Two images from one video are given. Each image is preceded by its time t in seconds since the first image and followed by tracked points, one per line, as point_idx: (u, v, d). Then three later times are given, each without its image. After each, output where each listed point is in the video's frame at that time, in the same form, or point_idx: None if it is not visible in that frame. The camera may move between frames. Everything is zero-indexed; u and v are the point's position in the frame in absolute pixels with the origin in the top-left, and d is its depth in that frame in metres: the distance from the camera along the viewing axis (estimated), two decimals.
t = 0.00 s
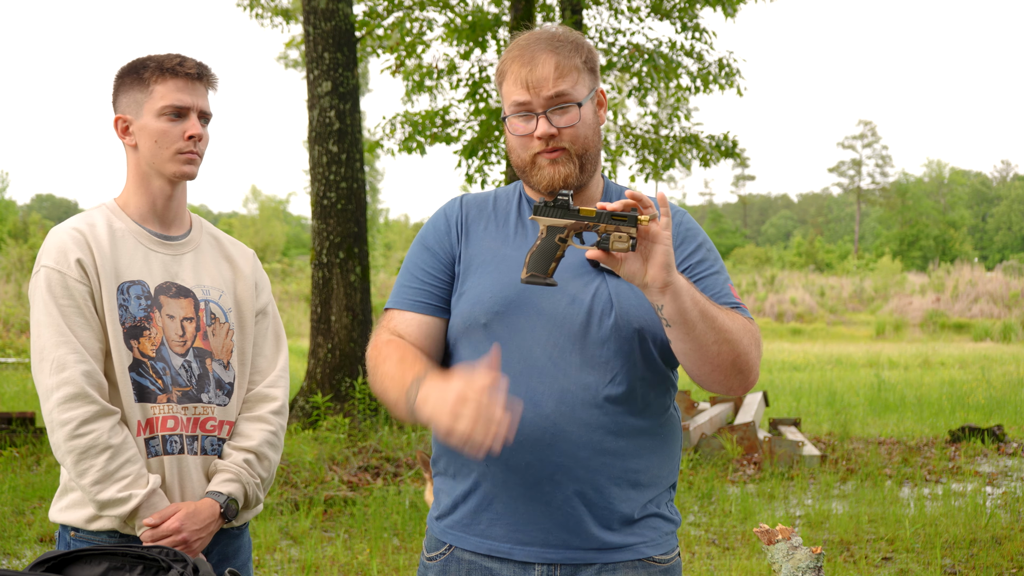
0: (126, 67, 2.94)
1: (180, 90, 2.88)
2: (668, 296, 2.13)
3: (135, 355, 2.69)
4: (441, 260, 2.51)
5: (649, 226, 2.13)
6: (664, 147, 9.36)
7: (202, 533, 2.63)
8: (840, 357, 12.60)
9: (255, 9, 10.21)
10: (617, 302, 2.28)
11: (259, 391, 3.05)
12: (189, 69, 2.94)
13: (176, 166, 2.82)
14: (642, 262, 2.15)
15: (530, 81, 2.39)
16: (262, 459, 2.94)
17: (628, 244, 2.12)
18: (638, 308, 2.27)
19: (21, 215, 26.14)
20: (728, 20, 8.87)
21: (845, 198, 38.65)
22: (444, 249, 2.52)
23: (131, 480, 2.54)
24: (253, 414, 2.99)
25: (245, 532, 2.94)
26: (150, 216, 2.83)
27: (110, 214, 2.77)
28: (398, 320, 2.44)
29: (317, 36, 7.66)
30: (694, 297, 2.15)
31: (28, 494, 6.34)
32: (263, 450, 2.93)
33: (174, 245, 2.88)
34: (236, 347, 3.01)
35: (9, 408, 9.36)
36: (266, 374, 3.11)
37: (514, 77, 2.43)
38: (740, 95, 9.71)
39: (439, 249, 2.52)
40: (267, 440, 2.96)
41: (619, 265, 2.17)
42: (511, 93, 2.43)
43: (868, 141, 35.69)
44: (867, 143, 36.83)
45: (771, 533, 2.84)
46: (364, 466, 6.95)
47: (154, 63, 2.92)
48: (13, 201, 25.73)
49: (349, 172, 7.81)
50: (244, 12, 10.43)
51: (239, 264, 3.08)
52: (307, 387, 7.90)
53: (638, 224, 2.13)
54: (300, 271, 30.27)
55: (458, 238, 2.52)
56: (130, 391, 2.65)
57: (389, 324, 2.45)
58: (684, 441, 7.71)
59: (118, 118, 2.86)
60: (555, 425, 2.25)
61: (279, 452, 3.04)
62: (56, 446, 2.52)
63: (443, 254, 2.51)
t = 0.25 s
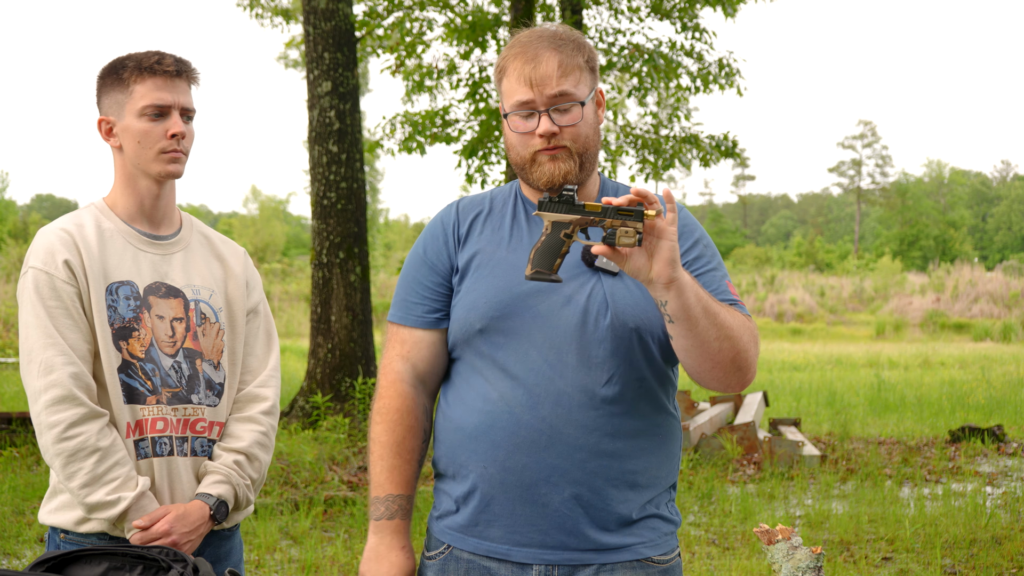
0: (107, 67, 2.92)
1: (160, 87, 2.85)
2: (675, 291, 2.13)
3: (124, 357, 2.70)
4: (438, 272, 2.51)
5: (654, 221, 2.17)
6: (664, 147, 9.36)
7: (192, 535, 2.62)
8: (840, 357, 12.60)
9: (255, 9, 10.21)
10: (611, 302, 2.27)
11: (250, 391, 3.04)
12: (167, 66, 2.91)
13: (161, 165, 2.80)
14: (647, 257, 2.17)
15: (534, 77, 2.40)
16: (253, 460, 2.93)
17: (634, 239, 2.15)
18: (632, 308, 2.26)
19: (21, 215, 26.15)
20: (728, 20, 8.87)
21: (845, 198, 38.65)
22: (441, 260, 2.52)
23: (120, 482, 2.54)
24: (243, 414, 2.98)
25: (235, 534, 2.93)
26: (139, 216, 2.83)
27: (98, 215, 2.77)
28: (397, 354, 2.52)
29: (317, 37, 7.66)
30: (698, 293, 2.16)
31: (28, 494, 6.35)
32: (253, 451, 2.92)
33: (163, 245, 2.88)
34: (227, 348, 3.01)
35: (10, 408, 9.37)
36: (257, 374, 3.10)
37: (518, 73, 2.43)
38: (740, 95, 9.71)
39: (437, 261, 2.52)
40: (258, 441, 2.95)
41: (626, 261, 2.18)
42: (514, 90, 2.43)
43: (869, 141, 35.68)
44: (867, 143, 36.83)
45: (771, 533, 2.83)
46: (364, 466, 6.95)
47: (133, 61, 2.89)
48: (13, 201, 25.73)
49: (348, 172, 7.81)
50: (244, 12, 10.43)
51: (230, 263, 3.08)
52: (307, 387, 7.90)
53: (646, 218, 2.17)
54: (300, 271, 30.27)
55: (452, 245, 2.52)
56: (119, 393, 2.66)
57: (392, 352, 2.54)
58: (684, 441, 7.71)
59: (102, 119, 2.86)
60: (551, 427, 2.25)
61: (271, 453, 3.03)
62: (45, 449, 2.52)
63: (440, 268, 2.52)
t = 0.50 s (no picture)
0: (110, 65, 2.91)
1: (163, 89, 2.84)
2: (714, 328, 1.90)
3: (125, 358, 2.70)
4: (515, 264, 2.71)
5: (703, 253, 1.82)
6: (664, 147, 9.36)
7: (193, 536, 2.61)
8: (840, 357, 12.60)
9: (256, 9, 10.21)
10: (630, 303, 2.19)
11: (252, 391, 3.03)
12: (171, 67, 2.90)
13: (163, 167, 2.80)
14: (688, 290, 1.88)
15: (646, 69, 2.39)
16: (255, 460, 2.92)
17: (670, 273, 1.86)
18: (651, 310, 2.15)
19: (21, 215, 26.17)
20: (728, 20, 8.87)
21: (845, 198, 38.66)
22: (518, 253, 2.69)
23: (121, 484, 2.54)
24: (245, 415, 2.97)
25: (238, 535, 2.93)
26: (141, 217, 2.83)
27: (100, 215, 2.77)
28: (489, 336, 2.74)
29: (317, 37, 7.67)
30: (742, 328, 1.90)
31: (28, 494, 6.35)
32: (256, 452, 2.91)
33: (165, 245, 2.88)
34: (230, 347, 3.00)
35: (10, 408, 9.37)
36: (260, 374, 3.08)
37: (630, 62, 2.42)
38: (740, 95, 9.71)
39: (516, 255, 2.71)
40: (260, 441, 2.94)
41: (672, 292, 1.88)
42: (623, 75, 2.42)
43: (868, 141, 35.67)
44: (867, 143, 36.83)
45: (771, 533, 2.83)
46: (364, 466, 6.95)
47: (136, 61, 2.88)
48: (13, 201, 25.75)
49: (349, 172, 7.81)
50: (244, 12, 10.43)
51: (233, 262, 3.07)
52: (307, 387, 7.89)
53: (695, 254, 1.79)
54: (300, 271, 30.28)
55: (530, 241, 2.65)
56: (121, 394, 2.66)
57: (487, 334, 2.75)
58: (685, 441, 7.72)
59: (104, 119, 2.85)
60: (568, 424, 2.28)
61: (273, 454, 3.02)
62: (47, 450, 2.53)
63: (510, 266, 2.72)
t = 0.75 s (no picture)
0: (112, 65, 2.91)
1: (165, 89, 2.84)
2: (713, 322, 1.90)
3: (126, 358, 2.70)
4: (508, 264, 2.71)
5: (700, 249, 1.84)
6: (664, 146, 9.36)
7: (196, 536, 2.61)
8: (840, 357, 12.60)
9: (255, 9, 10.21)
10: (629, 302, 2.19)
11: (253, 391, 3.03)
12: (174, 67, 2.90)
13: (164, 167, 2.80)
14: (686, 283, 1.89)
15: (636, 68, 2.38)
16: (257, 460, 2.91)
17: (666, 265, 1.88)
18: (650, 309, 2.15)
19: (21, 215, 26.19)
20: (728, 20, 8.88)
21: (845, 198, 38.66)
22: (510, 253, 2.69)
23: (123, 484, 2.54)
24: (247, 415, 2.97)
25: (240, 535, 2.93)
26: (142, 217, 2.83)
27: (101, 215, 2.77)
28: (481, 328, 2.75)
29: (317, 37, 7.66)
30: (740, 321, 1.89)
31: (28, 494, 6.35)
32: (258, 451, 2.91)
33: (166, 245, 2.88)
34: (231, 348, 3.01)
35: (9, 408, 9.37)
36: (261, 374, 3.08)
37: (620, 61, 2.42)
38: (740, 95, 9.70)
39: (509, 255, 2.71)
40: (262, 440, 2.94)
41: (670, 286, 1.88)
42: (613, 75, 2.41)
43: (868, 141, 35.66)
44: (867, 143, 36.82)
45: (771, 533, 2.83)
46: (364, 466, 6.95)
47: (139, 61, 2.87)
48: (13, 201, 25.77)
49: (349, 172, 7.81)
50: (244, 12, 10.43)
51: (233, 263, 3.07)
52: (307, 387, 7.89)
53: (693, 245, 1.80)
54: (300, 272, 30.29)
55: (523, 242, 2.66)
56: (122, 394, 2.66)
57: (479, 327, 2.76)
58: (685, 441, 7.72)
59: (106, 119, 2.85)
60: (567, 424, 2.27)
61: (275, 453, 3.02)
62: (49, 451, 2.53)
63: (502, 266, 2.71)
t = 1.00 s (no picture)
0: (112, 65, 2.91)
1: (166, 89, 2.85)
2: (719, 314, 1.92)
3: (127, 358, 2.70)
4: (498, 265, 2.69)
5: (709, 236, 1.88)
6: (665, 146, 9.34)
7: (197, 536, 2.62)
8: (840, 357, 12.60)
9: (255, 9, 10.21)
10: (631, 301, 2.21)
11: (254, 391, 3.03)
12: (174, 67, 2.90)
13: (166, 167, 2.81)
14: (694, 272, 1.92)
15: (639, 68, 2.38)
16: (258, 460, 2.92)
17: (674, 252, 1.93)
18: (653, 308, 2.17)
19: (21, 215, 26.20)
20: (728, 20, 8.88)
21: (846, 198, 38.65)
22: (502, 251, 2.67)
23: (125, 484, 2.55)
24: (248, 415, 2.97)
25: (240, 534, 2.94)
26: (143, 217, 2.83)
27: (102, 215, 2.78)
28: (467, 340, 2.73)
29: (317, 36, 7.67)
30: (746, 314, 1.91)
31: (28, 494, 6.35)
32: (259, 451, 2.91)
33: (167, 245, 2.88)
34: (231, 348, 3.01)
35: (9, 408, 9.37)
36: (262, 374, 3.09)
37: (623, 61, 2.42)
38: (740, 95, 9.70)
39: (498, 254, 2.69)
40: (263, 441, 2.94)
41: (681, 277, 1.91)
42: (615, 74, 2.42)
43: (868, 141, 35.64)
44: (867, 143, 36.81)
45: (771, 533, 2.83)
46: (364, 466, 6.95)
47: (139, 61, 2.88)
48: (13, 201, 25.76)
49: (348, 172, 7.81)
50: (244, 12, 10.43)
51: (234, 263, 3.07)
52: (307, 387, 7.89)
53: (705, 233, 1.82)
54: (300, 272, 30.29)
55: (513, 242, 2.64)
56: (123, 394, 2.66)
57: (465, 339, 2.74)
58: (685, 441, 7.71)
59: (106, 119, 2.85)
60: (569, 425, 2.26)
61: (276, 453, 3.02)
62: (50, 451, 2.53)
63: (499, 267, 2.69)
